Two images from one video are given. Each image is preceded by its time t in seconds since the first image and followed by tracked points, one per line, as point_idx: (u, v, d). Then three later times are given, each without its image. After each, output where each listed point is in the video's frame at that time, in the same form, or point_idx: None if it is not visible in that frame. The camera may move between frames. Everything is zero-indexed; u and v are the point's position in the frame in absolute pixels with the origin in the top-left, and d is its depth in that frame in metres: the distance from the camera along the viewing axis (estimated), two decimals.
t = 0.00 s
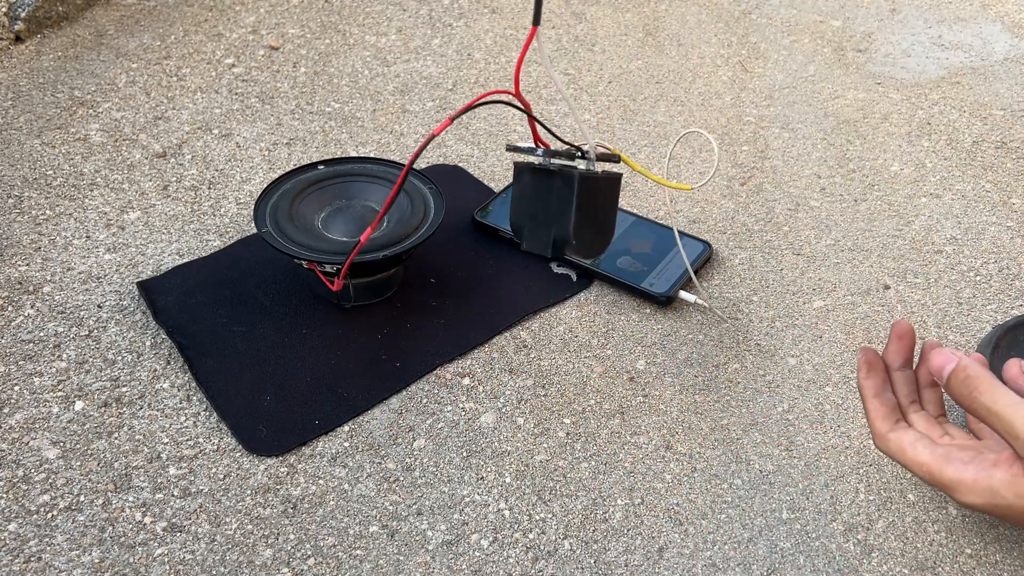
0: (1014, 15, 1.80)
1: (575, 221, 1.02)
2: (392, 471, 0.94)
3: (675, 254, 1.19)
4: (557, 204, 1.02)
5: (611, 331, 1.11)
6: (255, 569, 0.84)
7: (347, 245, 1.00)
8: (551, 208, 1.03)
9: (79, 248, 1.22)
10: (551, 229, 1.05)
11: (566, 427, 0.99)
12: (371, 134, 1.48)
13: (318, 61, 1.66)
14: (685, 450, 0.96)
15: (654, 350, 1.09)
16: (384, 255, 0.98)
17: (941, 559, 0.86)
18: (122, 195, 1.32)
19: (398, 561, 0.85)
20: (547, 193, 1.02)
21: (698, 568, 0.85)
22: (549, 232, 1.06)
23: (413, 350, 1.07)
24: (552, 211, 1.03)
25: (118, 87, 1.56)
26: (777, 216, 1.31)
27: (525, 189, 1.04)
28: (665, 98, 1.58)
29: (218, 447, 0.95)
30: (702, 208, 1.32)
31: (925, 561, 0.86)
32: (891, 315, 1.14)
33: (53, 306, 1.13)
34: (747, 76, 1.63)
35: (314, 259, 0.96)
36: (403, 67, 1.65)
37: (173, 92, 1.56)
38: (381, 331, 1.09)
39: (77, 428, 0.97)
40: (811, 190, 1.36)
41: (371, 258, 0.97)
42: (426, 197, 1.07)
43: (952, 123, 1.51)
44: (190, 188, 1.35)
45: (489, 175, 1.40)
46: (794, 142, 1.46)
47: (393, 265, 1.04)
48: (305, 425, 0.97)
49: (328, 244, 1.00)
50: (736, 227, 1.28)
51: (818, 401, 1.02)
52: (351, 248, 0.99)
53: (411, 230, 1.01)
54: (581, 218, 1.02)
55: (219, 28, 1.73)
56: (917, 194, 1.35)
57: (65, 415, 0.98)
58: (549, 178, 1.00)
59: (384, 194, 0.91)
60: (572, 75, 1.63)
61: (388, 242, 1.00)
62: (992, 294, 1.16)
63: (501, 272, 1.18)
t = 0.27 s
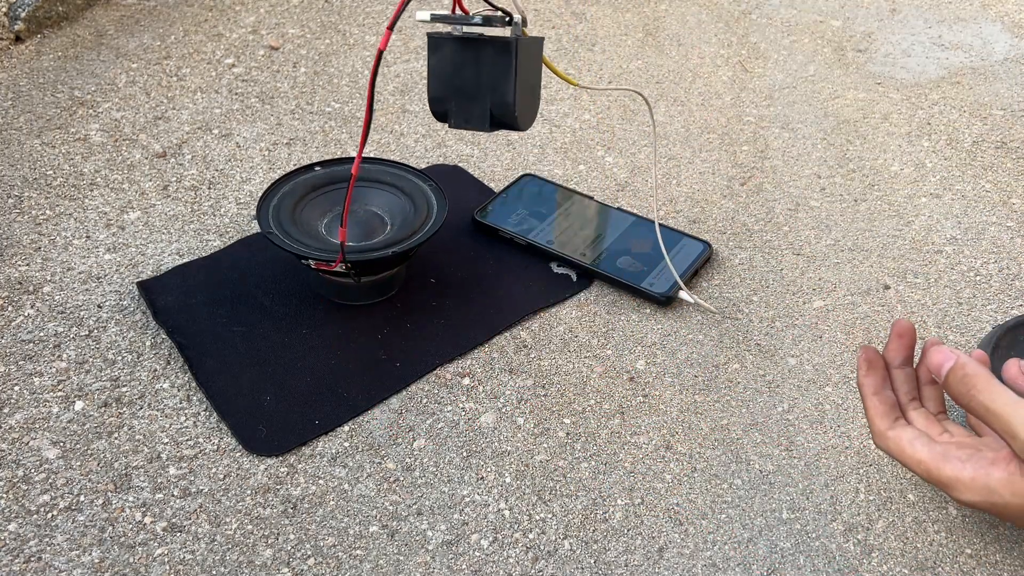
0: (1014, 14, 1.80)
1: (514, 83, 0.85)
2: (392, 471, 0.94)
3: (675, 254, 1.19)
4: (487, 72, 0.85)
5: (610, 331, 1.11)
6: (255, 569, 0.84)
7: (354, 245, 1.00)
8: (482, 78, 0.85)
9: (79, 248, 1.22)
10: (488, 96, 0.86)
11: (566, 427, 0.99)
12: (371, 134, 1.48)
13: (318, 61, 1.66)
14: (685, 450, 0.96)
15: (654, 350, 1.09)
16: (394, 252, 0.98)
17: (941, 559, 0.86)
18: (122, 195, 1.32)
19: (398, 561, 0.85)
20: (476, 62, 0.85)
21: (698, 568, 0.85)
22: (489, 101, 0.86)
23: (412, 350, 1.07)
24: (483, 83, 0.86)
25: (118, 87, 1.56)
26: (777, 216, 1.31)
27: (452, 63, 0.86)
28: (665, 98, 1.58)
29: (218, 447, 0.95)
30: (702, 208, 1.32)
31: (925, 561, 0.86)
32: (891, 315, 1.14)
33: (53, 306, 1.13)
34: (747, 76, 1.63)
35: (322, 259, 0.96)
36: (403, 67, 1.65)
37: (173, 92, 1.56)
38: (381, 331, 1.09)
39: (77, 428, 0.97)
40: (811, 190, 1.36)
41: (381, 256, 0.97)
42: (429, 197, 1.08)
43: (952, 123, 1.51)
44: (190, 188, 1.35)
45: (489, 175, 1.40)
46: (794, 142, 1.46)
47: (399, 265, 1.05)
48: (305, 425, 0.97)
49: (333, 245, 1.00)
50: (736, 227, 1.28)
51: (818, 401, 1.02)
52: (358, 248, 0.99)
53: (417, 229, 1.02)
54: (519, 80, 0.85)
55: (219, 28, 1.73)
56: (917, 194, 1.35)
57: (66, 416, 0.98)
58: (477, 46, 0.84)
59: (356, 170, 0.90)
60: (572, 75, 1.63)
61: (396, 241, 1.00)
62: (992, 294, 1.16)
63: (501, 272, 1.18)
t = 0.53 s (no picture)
0: (1014, 14, 1.80)
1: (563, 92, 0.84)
2: (392, 471, 0.94)
3: (675, 255, 1.19)
4: (538, 82, 0.85)
5: (611, 331, 1.11)
6: (255, 569, 0.84)
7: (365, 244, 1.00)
8: (534, 88, 0.85)
9: (79, 249, 1.22)
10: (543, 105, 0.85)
11: (566, 427, 0.99)
12: (371, 134, 1.48)
13: (318, 61, 1.66)
14: (684, 450, 0.96)
15: (654, 350, 1.09)
16: (410, 248, 0.99)
17: (941, 559, 0.86)
18: (122, 195, 1.32)
19: (398, 561, 0.85)
20: (528, 73, 0.85)
21: (698, 568, 0.85)
22: (545, 111, 0.85)
23: (412, 350, 1.07)
24: (534, 95, 0.85)
25: (118, 87, 1.56)
26: (777, 216, 1.31)
27: (506, 76, 0.87)
28: (665, 98, 1.58)
29: (218, 447, 0.96)
30: (702, 208, 1.32)
31: (925, 561, 0.86)
32: (891, 315, 1.14)
33: (53, 306, 1.13)
34: (747, 76, 1.64)
35: (339, 260, 0.97)
36: (403, 67, 1.65)
37: (173, 92, 1.56)
38: (381, 331, 1.09)
39: (77, 428, 0.97)
40: (811, 190, 1.36)
41: (397, 253, 0.98)
42: (434, 193, 1.08)
43: (952, 123, 1.51)
44: (190, 188, 1.35)
45: (489, 175, 1.40)
46: (794, 142, 1.46)
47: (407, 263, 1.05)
48: (305, 425, 0.97)
49: (345, 245, 1.00)
50: (736, 227, 1.28)
51: (818, 401, 1.02)
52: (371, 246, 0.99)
53: (428, 226, 1.03)
54: (570, 91, 0.84)
55: (219, 28, 1.73)
56: (917, 194, 1.35)
57: (66, 415, 0.98)
58: (528, 55, 0.84)
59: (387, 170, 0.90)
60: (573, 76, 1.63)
61: (408, 238, 1.01)
62: (992, 294, 1.17)
63: (501, 272, 1.18)
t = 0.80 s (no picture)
0: (1014, 14, 1.80)
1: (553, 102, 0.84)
2: (392, 471, 0.94)
3: (675, 255, 1.19)
4: (530, 91, 0.85)
5: (611, 331, 1.11)
6: (255, 569, 0.84)
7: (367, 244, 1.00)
8: (525, 97, 0.85)
9: (79, 249, 1.22)
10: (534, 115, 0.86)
11: (566, 427, 0.99)
12: (371, 134, 1.48)
13: (318, 61, 1.66)
14: (685, 450, 0.96)
15: (654, 350, 1.09)
16: (413, 247, 0.99)
17: (941, 559, 0.86)
18: (122, 195, 1.32)
19: (398, 561, 0.85)
20: (520, 82, 0.85)
21: (698, 568, 0.85)
22: (535, 121, 0.85)
23: (412, 350, 1.07)
24: (525, 104, 0.86)
25: (118, 87, 1.56)
26: (777, 216, 1.31)
27: (498, 84, 0.87)
28: (665, 98, 1.58)
29: (218, 447, 0.96)
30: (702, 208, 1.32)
31: (925, 561, 0.86)
32: (891, 315, 1.14)
33: (53, 306, 1.13)
34: (747, 76, 1.64)
35: (342, 261, 0.97)
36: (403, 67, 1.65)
37: (173, 92, 1.56)
38: (382, 331, 1.09)
39: (77, 428, 0.97)
40: (811, 190, 1.36)
41: (399, 253, 0.98)
42: (434, 191, 1.08)
43: (952, 123, 1.51)
44: (190, 188, 1.35)
45: (489, 175, 1.40)
46: (794, 142, 1.46)
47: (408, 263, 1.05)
48: (305, 425, 0.97)
49: (346, 244, 1.00)
50: (736, 227, 1.28)
51: (818, 401, 1.02)
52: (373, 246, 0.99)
53: (430, 224, 1.03)
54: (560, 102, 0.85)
55: (219, 28, 1.73)
56: (917, 194, 1.35)
57: (65, 415, 0.98)
58: (521, 64, 0.84)
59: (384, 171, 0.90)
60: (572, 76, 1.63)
61: (410, 237, 1.01)
62: (992, 294, 1.16)
63: (501, 272, 1.18)
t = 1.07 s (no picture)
0: (1014, 14, 1.81)
1: (534, 85, 0.85)
2: (392, 471, 0.94)
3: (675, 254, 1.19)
4: (508, 76, 0.85)
5: (611, 331, 1.11)
6: (255, 569, 0.84)
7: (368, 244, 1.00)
8: (503, 82, 0.86)
9: (79, 249, 1.22)
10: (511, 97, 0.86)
11: (566, 427, 0.99)
12: (371, 134, 1.49)
13: (319, 61, 1.66)
14: (684, 450, 0.96)
15: (654, 350, 1.09)
16: (414, 247, 0.99)
17: (941, 559, 0.86)
18: (122, 195, 1.33)
19: (398, 561, 0.85)
20: (498, 65, 0.85)
21: (698, 568, 0.85)
22: (509, 101, 0.86)
23: (413, 351, 1.07)
24: (504, 88, 0.86)
25: (118, 87, 1.56)
26: (777, 216, 1.31)
27: (475, 68, 0.86)
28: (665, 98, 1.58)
29: (218, 447, 0.96)
30: (702, 208, 1.32)
31: (925, 561, 0.86)
32: (891, 314, 1.14)
33: (53, 306, 1.13)
34: (747, 76, 1.64)
35: (344, 261, 0.97)
36: (404, 67, 1.65)
37: (173, 92, 1.56)
38: (382, 331, 1.09)
39: (77, 428, 0.97)
40: (811, 190, 1.36)
41: (401, 253, 0.98)
42: (434, 190, 1.08)
43: (952, 123, 1.51)
44: (190, 188, 1.35)
45: (489, 175, 1.40)
46: (794, 142, 1.47)
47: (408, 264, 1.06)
48: (305, 425, 0.97)
49: (347, 245, 1.00)
50: (736, 227, 1.28)
51: (818, 401, 1.02)
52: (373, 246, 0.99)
53: (430, 224, 1.03)
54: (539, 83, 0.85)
55: (219, 28, 1.73)
56: (917, 194, 1.35)
57: (66, 415, 0.98)
58: (499, 49, 0.84)
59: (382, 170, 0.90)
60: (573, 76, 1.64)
61: (411, 236, 1.01)
62: (992, 294, 1.17)
63: (502, 272, 1.18)
